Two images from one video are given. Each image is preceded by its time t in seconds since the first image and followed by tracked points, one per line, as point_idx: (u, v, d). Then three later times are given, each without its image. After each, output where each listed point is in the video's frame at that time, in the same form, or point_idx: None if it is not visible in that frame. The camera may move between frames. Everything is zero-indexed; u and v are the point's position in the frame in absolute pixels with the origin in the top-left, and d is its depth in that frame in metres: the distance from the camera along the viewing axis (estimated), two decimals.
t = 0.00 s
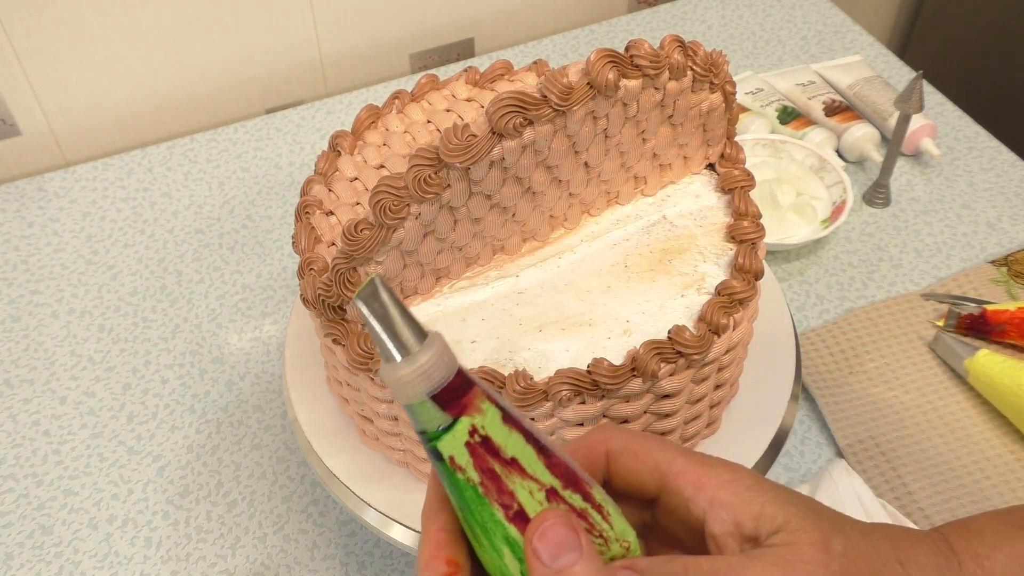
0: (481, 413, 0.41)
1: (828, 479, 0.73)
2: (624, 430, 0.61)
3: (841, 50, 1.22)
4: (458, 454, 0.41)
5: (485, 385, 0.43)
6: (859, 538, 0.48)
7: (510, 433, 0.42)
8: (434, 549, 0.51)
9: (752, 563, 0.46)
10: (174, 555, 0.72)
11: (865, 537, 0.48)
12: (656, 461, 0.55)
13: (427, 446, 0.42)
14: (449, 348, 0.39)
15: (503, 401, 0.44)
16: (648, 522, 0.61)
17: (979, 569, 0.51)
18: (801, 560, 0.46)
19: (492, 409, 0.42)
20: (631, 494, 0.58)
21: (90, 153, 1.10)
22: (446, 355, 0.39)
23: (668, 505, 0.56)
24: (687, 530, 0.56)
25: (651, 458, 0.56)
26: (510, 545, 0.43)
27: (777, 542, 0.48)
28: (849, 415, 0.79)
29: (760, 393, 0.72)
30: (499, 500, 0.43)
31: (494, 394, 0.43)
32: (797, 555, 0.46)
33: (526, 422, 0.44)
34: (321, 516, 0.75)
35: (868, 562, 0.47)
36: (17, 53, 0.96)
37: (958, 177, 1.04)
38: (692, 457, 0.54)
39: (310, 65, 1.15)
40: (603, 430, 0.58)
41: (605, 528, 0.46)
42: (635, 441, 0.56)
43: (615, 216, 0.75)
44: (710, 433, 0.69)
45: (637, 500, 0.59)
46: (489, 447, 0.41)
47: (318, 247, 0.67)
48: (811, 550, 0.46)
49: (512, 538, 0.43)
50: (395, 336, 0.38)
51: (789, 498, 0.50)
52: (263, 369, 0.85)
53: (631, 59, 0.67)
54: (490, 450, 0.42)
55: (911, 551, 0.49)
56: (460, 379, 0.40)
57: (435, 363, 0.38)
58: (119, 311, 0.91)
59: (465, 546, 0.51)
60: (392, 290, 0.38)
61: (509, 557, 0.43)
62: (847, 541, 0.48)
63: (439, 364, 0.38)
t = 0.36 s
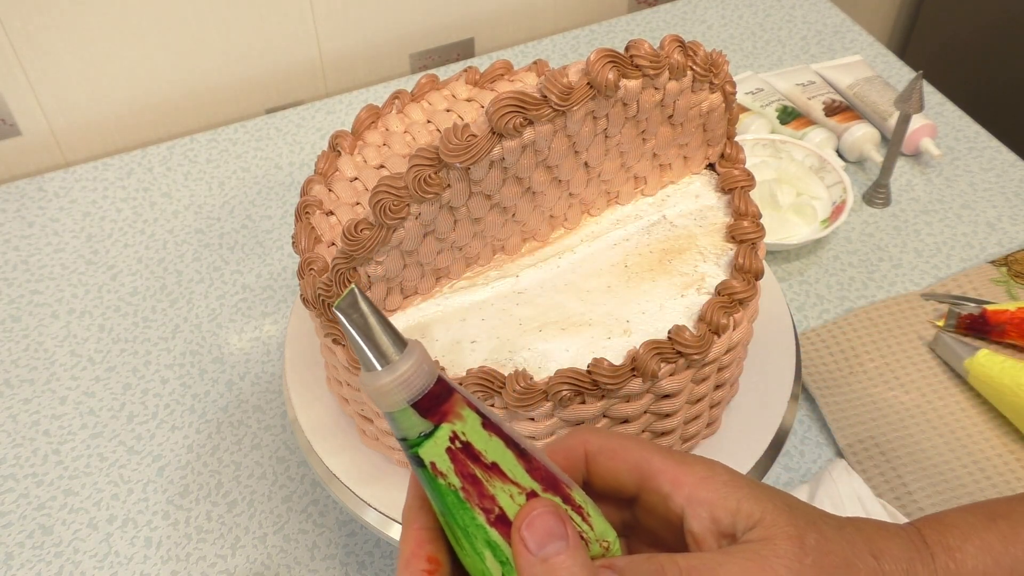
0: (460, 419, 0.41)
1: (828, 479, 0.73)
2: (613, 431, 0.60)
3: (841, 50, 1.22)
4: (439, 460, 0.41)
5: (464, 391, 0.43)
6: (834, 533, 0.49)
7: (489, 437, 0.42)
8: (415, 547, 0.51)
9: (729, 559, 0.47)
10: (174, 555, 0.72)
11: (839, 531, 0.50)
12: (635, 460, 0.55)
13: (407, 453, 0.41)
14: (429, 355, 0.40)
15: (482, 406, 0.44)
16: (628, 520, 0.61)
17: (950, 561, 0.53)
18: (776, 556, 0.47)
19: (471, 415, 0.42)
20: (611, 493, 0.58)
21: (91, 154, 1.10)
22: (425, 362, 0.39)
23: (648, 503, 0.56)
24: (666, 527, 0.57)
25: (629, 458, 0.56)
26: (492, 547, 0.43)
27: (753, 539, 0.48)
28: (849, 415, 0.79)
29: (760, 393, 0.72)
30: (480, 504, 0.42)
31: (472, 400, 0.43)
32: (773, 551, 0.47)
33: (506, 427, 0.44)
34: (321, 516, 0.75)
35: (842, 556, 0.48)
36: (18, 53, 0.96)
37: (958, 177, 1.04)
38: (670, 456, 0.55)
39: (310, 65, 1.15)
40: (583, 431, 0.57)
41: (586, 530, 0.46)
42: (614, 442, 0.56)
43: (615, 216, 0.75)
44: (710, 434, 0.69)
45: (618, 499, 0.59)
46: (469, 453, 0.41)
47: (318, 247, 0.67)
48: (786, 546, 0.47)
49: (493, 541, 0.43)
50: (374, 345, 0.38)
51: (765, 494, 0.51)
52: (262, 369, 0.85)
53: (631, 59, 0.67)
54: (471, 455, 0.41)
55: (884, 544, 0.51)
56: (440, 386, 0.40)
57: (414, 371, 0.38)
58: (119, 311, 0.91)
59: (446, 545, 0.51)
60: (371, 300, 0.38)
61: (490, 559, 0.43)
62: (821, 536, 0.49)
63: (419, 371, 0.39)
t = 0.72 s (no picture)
0: (458, 422, 0.41)
1: (828, 479, 0.73)
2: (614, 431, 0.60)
3: (841, 50, 1.22)
4: (437, 464, 0.41)
5: (460, 395, 0.43)
6: (823, 527, 0.49)
7: (486, 440, 0.42)
8: (412, 552, 0.51)
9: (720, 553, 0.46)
10: (174, 555, 0.72)
11: (829, 527, 0.50)
12: (624, 462, 0.56)
13: (404, 457, 0.41)
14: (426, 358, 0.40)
15: (477, 409, 0.44)
16: (619, 525, 0.61)
17: (937, 556, 0.53)
18: (769, 549, 0.47)
19: (468, 418, 0.42)
20: (601, 497, 0.58)
21: (90, 154, 1.10)
22: (422, 365, 0.39)
23: (638, 505, 0.56)
24: (657, 530, 0.56)
25: (618, 460, 0.56)
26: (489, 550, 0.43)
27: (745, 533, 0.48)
28: (849, 415, 0.79)
29: (759, 393, 0.72)
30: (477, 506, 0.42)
31: (468, 403, 0.43)
32: (766, 543, 0.47)
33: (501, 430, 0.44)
34: (321, 516, 0.75)
35: (833, 550, 0.48)
36: (18, 53, 0.96)
37: (958, 177, 1.04)
38: (659, 457, 0.55)
39: (310, 65, 1.15)
40: (571, 436, 0.58)
41: (582, 532, 0.46)
42: (604, 444, 0.56)
43: (615, 216, 0.75)
44: (710, 433, 0.69)
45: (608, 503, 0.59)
46: (467, 456, 0.41)
47: (317, 247, 0.67)
48: (778, 539, 0.47)
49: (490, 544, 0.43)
50: (371, 348, 0.38)
51: (754, 491, 0.51)
52: (263, 369, 0.85)
53: (631, 59, 0.67)
54: (469, 458, 0.41)
55: (873, 539, 0.51)
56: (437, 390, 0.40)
57: (411, 374, 0.38)
58: (119, 311, 0.91)
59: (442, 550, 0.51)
60: (369, 303, 0.38)
61: (487, 562, 0.43)
62: (812, 530, 0.49)
63: (416, 374, 0.39)
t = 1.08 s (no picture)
0: (446, 426, 0.41)
1: (827, 478, 0.73)
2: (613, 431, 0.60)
3: (841, 50, 1.22)
4: (427, 470, 0.40)
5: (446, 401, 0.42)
6: (822, 527, 0.49)
7: (475, 444, 0.42)
8: (409, 561, 0.51)
9: (723, 549, 0.46)
10: (174, 555, 0.72)
11: (827, 527, 0.50)
12: (618, 466, 0.55)
13: (394, 467, 0.41)
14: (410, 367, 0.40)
15: (465, 414, 0.44)
16: (616, 529, 0.61)
17: (934, 556, 0.53)
18: (770, 545, 0.46)
19: (455, 422, 0.42)
20: (597, 502, 0.58)
21: (90, 154, 1.10)
22: (407, 373, 0.39)
23: (634, 509, 0.56)
24: (654, 534, 0.56)
25: (611, 465, 0.56)
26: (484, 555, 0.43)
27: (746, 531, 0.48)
28: (849, 415, 0.79)
29: (759, 393, 0.72)
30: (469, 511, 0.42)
31: (454, 408, 0.43)
32: (768, 540, 0.47)
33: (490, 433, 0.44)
34: (321, 516, 0.75)
35: (833, 549, 0.48)
36: (17, 53, 0.96)
37: (958, 177, 1.04)
38: (653, 461, 0.55)
39: (310, 66, 1.15)
40: (564, 442, 0.58)
41: (577, 532, 0.46)
42: (597, 448, 0.56)
43: (615, 216, 0.75)
44: (710, 433, 0.69)
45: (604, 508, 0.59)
46: (456, 460, 0.41)
47: (317, 247, 0.67)
48: (779, 537, 0.47)
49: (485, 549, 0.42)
50: (355, 359, 0.38)
51: (749, 492, 0.51)
52: (262, 369, 0.85)
53: (631, 59, 0.67)
54: (458, 462, 0.41)
55: (871, 540, 0.51)
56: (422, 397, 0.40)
57: (397, 382, 0.38)
58: (119, 311, 0.91)
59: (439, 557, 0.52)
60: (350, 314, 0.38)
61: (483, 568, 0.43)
62: (811, 530, 0.49)
63: (402, 382, 0.39)
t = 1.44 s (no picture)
0: (402, 461, 0.44)
1: (827, 478, 0.73)
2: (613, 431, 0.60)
3: (841, 50, 1.22)
4: (389, 502, 0.44)
5: (410, 433, 0.45)
6: (819, 548, 0.48)
7: (436, 473, 0.44)
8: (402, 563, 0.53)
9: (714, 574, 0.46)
10: (174, 555, 0.72)
11: (825, 546, 0.48)
12: (629, 455, 0.55)
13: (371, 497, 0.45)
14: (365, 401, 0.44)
15: (437, 443, 0.46)
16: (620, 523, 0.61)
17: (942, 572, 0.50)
18: None
19: (414, 454, 0.44)
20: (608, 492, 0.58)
21: (91, 154, 1.10)
22: (362, 405, 0.43)
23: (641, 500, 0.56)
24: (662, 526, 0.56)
25: (621, 454, 0.55)
26: None
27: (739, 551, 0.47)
28: (849, 415, 0.79)
29: (759, 392, 0.72)
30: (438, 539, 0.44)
31: (423, 438, 0.45)
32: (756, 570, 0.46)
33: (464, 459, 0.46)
34: (321, 516, 0.75)
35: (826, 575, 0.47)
36: (18, 53, 0.96)
37: (958, 177, 1.04)
38: (662, 455, 0.54)
39: (310, 66, 1.15)
40: (577, 429, 0.58)
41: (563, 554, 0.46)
42: (609, 437, 0.56)
43: (615, 216, 0.75)
44: (710, 433, 0.69)
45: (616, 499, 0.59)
46: (414, 493, 0.43)
47: (318, 247, 0.67)
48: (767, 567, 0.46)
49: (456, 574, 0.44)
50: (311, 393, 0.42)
51: (753, 502, 0.49)
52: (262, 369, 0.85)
53: (631, 59, 0.67)
54: (416, 494, 0.43)
55: (874, 557, 0.49)
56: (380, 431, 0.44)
57: (351, 411, 0.42)
58: (119, 311, 0.91)
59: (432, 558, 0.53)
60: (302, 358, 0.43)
61: None
62: (805, 552, 0.48)
63: (358, 409, 0.43)
